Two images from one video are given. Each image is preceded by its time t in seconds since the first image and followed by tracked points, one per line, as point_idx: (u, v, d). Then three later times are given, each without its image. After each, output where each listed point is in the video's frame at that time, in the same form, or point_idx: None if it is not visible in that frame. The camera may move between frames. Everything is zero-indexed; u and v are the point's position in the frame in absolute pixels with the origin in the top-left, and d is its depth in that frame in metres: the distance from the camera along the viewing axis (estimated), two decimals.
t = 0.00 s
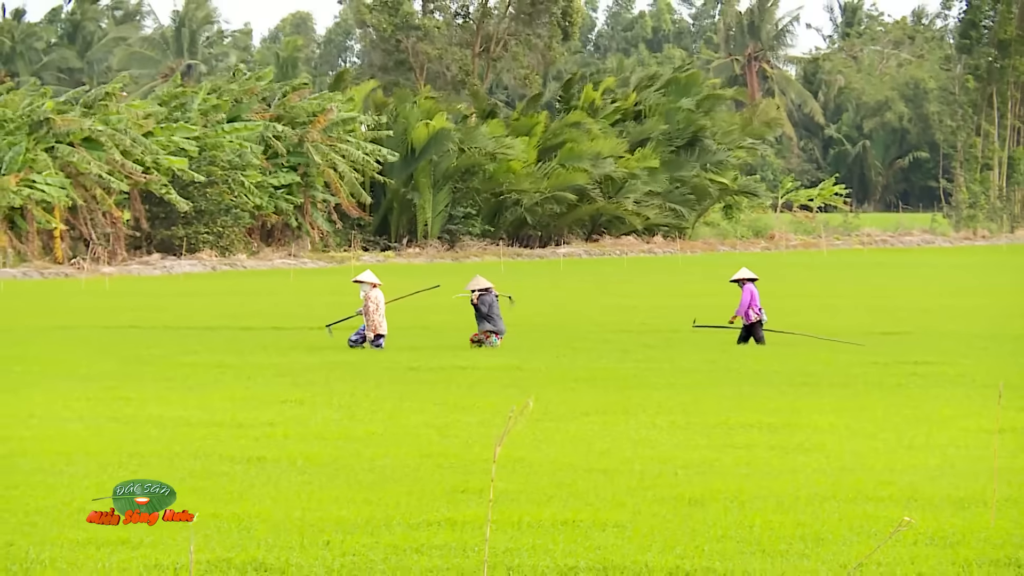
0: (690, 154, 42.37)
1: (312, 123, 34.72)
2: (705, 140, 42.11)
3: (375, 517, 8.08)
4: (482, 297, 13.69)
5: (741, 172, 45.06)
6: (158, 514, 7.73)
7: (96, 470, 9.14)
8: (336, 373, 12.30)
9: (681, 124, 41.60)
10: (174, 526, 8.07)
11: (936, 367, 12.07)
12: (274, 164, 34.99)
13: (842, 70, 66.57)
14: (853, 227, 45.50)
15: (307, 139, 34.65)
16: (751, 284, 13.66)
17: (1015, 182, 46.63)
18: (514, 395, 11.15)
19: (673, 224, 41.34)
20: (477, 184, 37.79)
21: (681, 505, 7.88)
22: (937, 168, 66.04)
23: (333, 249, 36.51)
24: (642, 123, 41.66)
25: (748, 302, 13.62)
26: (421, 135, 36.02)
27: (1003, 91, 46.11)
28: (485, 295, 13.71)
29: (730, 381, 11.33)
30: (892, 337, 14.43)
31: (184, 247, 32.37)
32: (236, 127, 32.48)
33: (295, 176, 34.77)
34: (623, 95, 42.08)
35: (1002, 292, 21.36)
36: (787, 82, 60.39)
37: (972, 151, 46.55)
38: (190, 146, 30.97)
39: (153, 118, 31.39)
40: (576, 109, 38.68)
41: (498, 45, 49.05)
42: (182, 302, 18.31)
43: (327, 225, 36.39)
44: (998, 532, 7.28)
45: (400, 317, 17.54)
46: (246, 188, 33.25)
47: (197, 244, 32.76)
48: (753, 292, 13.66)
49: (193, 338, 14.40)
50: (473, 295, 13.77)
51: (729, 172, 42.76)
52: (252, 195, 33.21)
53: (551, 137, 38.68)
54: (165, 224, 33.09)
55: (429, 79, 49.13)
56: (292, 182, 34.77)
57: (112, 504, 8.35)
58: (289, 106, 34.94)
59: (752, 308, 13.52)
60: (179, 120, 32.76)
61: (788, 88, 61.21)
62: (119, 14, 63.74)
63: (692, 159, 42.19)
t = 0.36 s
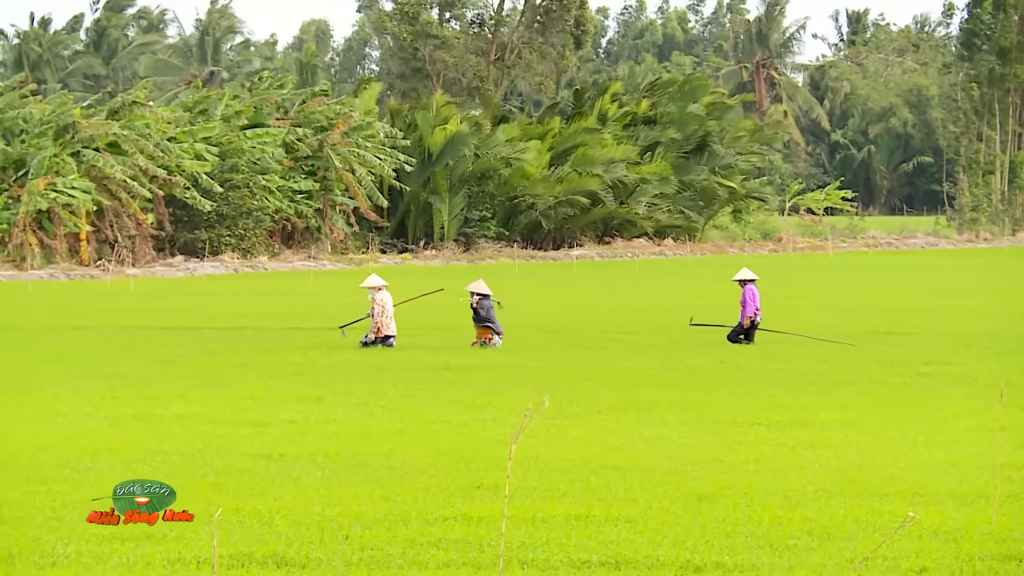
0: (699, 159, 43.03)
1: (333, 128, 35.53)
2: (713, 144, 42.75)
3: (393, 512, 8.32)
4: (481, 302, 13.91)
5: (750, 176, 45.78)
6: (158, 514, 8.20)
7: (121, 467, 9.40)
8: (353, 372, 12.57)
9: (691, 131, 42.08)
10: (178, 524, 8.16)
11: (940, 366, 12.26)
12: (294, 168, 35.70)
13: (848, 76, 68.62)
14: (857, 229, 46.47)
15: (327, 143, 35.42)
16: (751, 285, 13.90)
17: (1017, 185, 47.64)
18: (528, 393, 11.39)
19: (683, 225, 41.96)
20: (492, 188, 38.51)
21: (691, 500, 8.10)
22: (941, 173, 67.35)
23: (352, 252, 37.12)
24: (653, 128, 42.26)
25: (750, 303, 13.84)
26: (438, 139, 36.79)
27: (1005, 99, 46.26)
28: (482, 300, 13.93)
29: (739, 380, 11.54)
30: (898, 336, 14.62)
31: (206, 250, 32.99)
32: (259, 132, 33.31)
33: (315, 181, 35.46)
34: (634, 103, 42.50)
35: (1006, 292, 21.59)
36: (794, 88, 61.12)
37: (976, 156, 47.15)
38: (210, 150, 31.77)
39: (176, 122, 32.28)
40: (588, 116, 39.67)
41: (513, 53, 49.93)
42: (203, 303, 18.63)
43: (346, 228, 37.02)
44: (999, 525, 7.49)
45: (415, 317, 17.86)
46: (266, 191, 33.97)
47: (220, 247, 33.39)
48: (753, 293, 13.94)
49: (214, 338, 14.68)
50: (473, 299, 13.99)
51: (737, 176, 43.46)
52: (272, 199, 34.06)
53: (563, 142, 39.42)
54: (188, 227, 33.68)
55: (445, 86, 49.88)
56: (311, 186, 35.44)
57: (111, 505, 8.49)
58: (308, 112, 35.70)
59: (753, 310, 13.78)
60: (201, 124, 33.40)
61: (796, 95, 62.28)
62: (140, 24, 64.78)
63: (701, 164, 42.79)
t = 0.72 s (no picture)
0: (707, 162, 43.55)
1: (351, 133, 36.14)
2: (722, 148, 43.26)
3: (410, 508, 8.55)
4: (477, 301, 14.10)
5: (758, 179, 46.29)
6: (157, 515, 8.25)
7: (144, 463, 9.66)
8: (371, 370, 12.83)
9: (700, 135, 42.65)
10: (180, 523, 8.27)
11: (946, 364, 12.46)
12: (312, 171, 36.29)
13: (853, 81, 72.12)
14: (864, 231, 46.81)
15: (347, 148, 35.99)
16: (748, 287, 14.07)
17: (1020, 189, 48.21)
18: (542, 391, 11.63)
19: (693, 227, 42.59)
20: (507, 192, 39.03)
21: (701, 496, 8.31)
22: (945, 176, 70.40)
23: (371, 254, 38.14)
24: (661, 130, 43.25)
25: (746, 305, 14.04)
26: (451, 145, 37.40)
27: (1007, 105, 46.77)
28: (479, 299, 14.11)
29: (750, 378, 11.75)
30: (907, 336, 14.83)
31: (229, 252, 33.80)
32: (279, 137, 34.27)
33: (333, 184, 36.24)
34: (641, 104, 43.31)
35: (1014, 292, 21.83)
36: (802, 95, 64.78)
37: (978, 160, 47.77)
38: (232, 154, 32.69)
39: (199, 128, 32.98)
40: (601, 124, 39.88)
41: (527, 60, 51.38)
42: (224, 303, 19.01)
43: (366, 230, 37.88)
44: (1002, 521, 7.68)
45: (432, 316, 18.22)
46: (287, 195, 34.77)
47: (242, 248, 34.24)
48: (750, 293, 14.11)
49: (235, 337, 14.97)
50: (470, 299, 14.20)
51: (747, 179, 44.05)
52: (292, 202, 34.82)
53: (575, 147, 39.96)
54: (210, 229, 34.48)
55: (462, 92, 51.62)
56: (330, 189, 36.21)
57: (112, 504, 8.63)
58: (326, 118, 36.48)
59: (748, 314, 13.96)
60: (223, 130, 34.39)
61: (803, 100, 65.84)
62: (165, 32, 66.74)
63: (710, 168, 43.44)
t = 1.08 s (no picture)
0: (724, 166, 44.02)
1: (375, 138, 36.86)
2: (738, 151, 43.75)
3: (434, 503, 8.80)
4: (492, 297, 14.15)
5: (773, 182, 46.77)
6: (159, 512, 8.43)
7: (175, 459, 9.96)
8: (394, 369, 13.12)
9: (716, 138, 42.91)
10: (178, 524, 8.39)
11: (958, 363, 12.64)
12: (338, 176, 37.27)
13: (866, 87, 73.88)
14: (877, 232, 47.06)
15: (370, 155, 36.74)
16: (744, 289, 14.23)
17: None
18: (562, 390, 11.86)
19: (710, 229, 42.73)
20: (528, 194, 39.70)
21: (718, 492, 8.54)
22: (956, 179, 72.29)
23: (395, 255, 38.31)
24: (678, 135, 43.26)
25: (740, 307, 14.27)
26: (471, 150, 37.87)
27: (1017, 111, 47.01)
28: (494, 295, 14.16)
29: (766, 377, 11.96)
30: (920, 335, 15.00)
31: (256, 253, 34.45)
32: (305, 141, 35.05)
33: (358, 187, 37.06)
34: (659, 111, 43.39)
35: None
36: (816, 99, 65.38)
37: (985, 164, 48.12)
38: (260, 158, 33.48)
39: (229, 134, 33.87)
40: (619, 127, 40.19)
41: (548, 66, 52.07)
42: (252, 303, 19.39)
43: (390, 232, 38.43)
44: (1010, 515, 7.89)
45: (454, 317, 18.53)
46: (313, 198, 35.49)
47: (269, 250, 34.89)
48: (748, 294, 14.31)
49: (262, 336, 15.29)
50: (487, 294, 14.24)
51: (764, 182, 44.40)
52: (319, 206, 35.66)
53: (594, 151, 40.21)
54: (239, 231, 35.13)
55: (484, 98, 52.12)
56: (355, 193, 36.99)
57: (112, 504, 8.74)
58: (353, 123, 37.32)
59: (743, 315, 14.20)
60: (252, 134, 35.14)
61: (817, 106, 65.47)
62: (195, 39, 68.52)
63: (726, 171, 43.86)
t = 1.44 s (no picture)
0: (736, 169, 44.47)
1: (397, 142, 37.47)
2: (750, 155, 44.15)
3: (453, 498, 9.03)
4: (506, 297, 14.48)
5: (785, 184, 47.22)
6: (157, 514, 8.54)
7: (199, 455, 10.24)
8: (415, 368, 13.41)
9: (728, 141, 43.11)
10: (177, 524, 8.49)
11: (967, 362, 12.84)
12: (359, 178, 37.47)
13: (874, 93, 75.56)
14: (885, 235, 47.47)
15: (392, 157, 37.55)
16: (748, 290, 14.55)
17: None
18: (578, 387, 12.13)
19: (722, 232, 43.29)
20: (545, 197, 40.09)
21: (730, 487, 8.76)
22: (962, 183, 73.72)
23: (416, 256, 39.15)
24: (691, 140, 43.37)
25: (744, 307, 14.58)
26: (490, 154, 38.51)
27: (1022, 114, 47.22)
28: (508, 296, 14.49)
29: (778, 375, 12.18)
30: (931, 334, 15.21)
31: (280, 254, 35.16)
32: (328, 144, 35.55)
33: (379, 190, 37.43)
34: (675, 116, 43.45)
35: None
36: (826, 104, 67.45)
37: (991, 167, 48.78)
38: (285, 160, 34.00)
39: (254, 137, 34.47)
40: (636, 130, 40.52)
41: (564, 72, 52.78)
42: (274, 303, 19.76)
43: (410, 234, 39.10)
44: (1014, 510, 8.09)
45: (473, 316, 18.88)
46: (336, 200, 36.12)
47: (293, 251, 35.61)
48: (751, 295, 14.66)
49: (283, 335, 15.61)
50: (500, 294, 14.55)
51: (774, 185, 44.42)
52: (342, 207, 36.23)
53: (611, 154, 40.50)
54: (263, 233, 35.86)
55: (502, 102, 53.29)
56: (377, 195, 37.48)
57: (110, 504, 8.85)
58: (374, 127, 37.47)
59: (746, 315, 14.58)
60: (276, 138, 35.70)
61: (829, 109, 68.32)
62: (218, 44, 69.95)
63: (739, 174, 44.29)
